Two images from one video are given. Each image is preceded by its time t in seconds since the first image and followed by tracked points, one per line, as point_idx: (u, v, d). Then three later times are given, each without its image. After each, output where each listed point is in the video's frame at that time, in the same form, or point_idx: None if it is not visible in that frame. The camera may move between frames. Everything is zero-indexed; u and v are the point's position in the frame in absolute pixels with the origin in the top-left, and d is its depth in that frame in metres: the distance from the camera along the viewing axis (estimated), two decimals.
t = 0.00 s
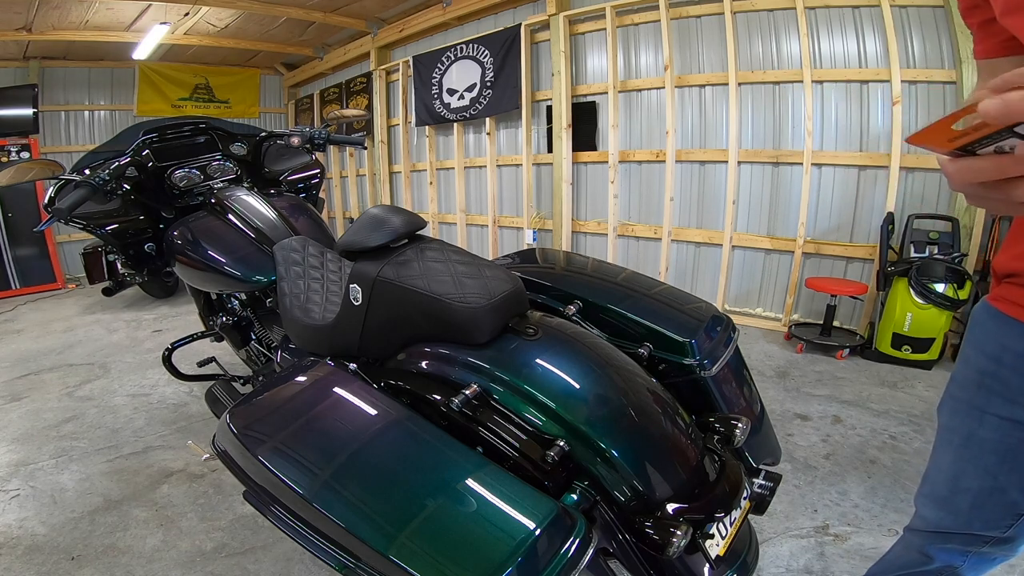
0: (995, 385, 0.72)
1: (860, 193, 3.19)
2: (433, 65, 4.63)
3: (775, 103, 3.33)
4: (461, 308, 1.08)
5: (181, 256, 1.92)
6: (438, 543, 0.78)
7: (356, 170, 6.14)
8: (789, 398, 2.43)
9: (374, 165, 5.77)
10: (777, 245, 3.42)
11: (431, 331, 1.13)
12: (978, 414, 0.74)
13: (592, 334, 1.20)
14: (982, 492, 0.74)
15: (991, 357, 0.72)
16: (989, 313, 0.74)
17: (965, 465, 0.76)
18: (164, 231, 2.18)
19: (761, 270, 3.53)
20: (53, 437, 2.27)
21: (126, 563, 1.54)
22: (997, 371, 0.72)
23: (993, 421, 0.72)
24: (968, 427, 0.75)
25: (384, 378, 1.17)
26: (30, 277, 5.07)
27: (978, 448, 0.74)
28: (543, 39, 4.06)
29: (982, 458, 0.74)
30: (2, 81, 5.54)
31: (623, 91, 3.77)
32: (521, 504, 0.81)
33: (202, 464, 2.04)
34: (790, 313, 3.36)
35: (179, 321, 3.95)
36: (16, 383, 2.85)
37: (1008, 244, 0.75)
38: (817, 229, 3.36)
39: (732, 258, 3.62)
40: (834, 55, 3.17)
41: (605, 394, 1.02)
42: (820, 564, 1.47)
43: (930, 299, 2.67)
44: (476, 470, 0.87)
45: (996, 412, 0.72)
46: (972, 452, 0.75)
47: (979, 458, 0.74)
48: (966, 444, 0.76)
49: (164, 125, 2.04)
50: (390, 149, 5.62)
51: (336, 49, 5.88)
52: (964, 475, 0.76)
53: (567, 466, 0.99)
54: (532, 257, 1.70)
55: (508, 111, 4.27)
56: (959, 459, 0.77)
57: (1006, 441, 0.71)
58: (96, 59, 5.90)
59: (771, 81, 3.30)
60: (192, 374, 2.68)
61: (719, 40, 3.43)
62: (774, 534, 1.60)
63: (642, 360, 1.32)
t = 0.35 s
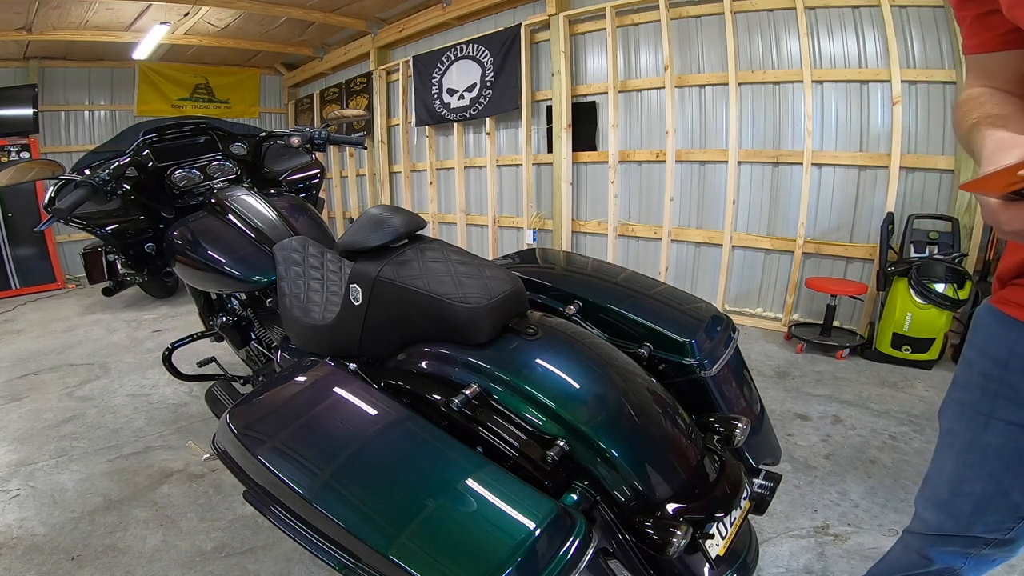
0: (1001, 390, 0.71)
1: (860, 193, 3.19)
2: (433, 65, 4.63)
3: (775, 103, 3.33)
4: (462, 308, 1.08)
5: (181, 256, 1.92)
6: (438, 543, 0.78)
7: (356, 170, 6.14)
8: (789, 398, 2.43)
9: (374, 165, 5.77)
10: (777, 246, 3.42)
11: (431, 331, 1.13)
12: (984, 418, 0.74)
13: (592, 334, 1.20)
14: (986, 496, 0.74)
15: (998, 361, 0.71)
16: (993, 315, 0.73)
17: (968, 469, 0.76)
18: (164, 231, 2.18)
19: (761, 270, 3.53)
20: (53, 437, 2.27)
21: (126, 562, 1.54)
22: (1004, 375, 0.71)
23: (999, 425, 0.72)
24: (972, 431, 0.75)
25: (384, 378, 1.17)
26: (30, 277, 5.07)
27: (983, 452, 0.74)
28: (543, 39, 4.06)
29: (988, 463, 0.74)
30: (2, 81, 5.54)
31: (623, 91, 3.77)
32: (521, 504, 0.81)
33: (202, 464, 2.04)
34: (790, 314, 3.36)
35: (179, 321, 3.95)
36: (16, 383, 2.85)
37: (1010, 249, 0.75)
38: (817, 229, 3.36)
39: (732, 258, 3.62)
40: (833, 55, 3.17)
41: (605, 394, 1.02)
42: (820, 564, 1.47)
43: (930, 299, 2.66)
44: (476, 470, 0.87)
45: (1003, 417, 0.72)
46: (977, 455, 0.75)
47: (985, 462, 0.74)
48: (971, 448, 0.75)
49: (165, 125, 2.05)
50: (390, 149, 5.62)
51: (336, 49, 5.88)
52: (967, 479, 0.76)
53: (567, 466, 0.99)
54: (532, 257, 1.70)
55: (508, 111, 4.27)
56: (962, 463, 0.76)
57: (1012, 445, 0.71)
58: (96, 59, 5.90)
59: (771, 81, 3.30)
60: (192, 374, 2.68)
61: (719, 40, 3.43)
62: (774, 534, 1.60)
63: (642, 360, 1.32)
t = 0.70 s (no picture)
0: (1001, 390, 0.71)
1: (861, 193, 3.19)
2: (433, 65, 4.63)
3: (775, 102, 3.33)
4: (461, 308, 1.08)
5: (181, 256, 1.92)
6: (438, 543, 0.78)
7: (356, 170, 6.14)
8: (789, 398, 2.43)
9: (374, 165, 5.77)
10: (777, 246, 3.42)
11: (431, 331, 1.13)
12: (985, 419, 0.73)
13: (592, 334, 1.20)
14: (985, 497, 0.74)
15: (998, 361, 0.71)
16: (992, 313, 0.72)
17: (968, 469, 0.76)
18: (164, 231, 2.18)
19: (761, 270, 3.53)
20: (53, 437, 2.27)
21: (126, 562, 1.54)
22: (1004, 376, 0.70)
23: (999, 426, 0.72)
24: (973, 432, 0.75)
25: (384, 378, 1.17)
26: (30, 277, 5.07)
27: (983, 452, 0.74)
28: (543, 39, 4.06)
29: (989, 463, 0.74)
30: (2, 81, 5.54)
31: (623, 91, 3.77)
32: (521, 504, 0.81)
33: (202, 464, 2.04)
34: (790, 314, 3.36)
35: (179, 321, 3.95)
36: (16, 383, 2.85)
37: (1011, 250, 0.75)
38: (817, 229, 3.36)
39: (732, 258, 3.62)
40: (834, 55, 3.17)
41: (605, 395, 1.02)
42: (820, 564, 1.47)
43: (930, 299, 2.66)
44: (476, 470, 0.87)
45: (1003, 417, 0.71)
46: (977, 455, 0.75)
47: (985, 463, 0.74)
48: (972, 448, 0.75)
49: (164, 125, 2.05)
50: (390, 149, 5.62)
51: (336, 49, 5.88)
52: (967, 479, 0.76)
53: (568, 466, 0.99)
54: (532, 257, 1.70)
55: (508, 111, 4.27)
56: (963, 463, 0.76)
57: (1013, 445, 0.71)
58: (96, 59, 5.90)
59: (771, 81, 3.30)
60: (192, 375, 2.68)
61: (719, 40, 3.43)
62: (774, 534, 1.60)
63: (642, 360, 1.32)
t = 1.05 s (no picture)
0: (1003, 390, 0.70)
1: (861, 193, 3.19)
2: (433, 65, 4.62)
3: (775, 103, 3.33)
4: (461, 308, 1.08)
5: (181, 256, 1.92)
6: (439, 542, 0.78)
7: (356, 170, 6.14)
8: (789, 398, 2.43)
9: (374, 165, 5.77)
10: (777, 245, 3.42)
11: (431, 331, 1.13)
12: (987, 418, 0.73)
13: (592, 334, 1.20)
14: (985, 497, 0.74)
15: (1000, 361, 0.70)
16: (995, 313, 0.72)
17: (968, 469, 0.76)
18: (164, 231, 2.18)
19: (761, 270, 3.53)
20: (53, 437, 2.27)
21: (126, 562, 1.54)
22: (1006, 376, 0.70)
23: (1000, 426, 0.72)
24: (974, 432, 0.75)
25: (384, 378, 1.17)
26: (30, 277, 5.07)
27: (984, 452, 0.74)
28: (543, 39, 4.06)
29: (989, 464, 0.73)
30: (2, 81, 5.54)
31: (623, 91, 3.77)
32: (521, 503, 0.81)
33: (202, 464, 2.04)
34: (790, 314, 3.36)
35: (179, 321, 3.95)
36: (16, 383, 2.85)
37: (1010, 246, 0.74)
38: (817, 229, 3.36)
39: (732, 258, 3.62)
40: (834, 55, 3.17)
41: (605, 395, 1.02)
42: (820, 564, 1.47)
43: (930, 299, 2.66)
44: (476, 470, 0.87)
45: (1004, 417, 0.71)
46: (978, 456, 0.74)
47: (986, 463, 0.74)
48: (972, 448, 0.75)
49: (165, 125, 2.05)
50: (390, 149, 5.62)
51: (336, 49, 5.88)
52: (967, 480, 0.76)
53: (568, 466, 1.00)
54: (532, 257, 1.70)
55: (508, 111, 4.27)
56: (963, 464, 0.76)
57: (1014, 446, 0.71)
58: (96, 59, 5.90)
59: (771, 81, 3.30)
60: (192, 375, 2.68)
61: (719, 40, 3.43)
62: (774, 534, 1.60)
63: (642, 361, 1.32)
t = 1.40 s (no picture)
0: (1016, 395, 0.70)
1: (861, 193, 3.19)
2: (433, 65, 4.62)
3: (774, 102, 3.33)
4: (461, 308, 1.08)
5: (181, 256, 1.92)
6: (438, 543, 0.78)
7: (356, 170, 6.14)
8: (789, 398, 2.43)
9: (374, 165, 5.78)
10: (777, 245, 3.42)
11: (431, 331, 1.13)
12: (999, 423, 0.73)
13: (592, 334, 1.20)
14: (993, 501, 0.74)
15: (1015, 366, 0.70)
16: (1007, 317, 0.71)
17: (976, 473, 0.75)
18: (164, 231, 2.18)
19: (761, 270, 3.53)
20: (53, 437, 2.27)
21: (126, 562, 1.54)
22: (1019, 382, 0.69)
23: (1012, 431, 0.71)
24: (984, 436, 0.74)
25: (384, 378, 1.17)
26: (30, 277, 5.07)
27: (993, 457, 0.74)
28: (543, 39, 4.06)
29: (998, 469, 0.73)
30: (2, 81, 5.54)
31: (623, 91, 3.77)
32: (521, 503, 0.81)
33: (202, 464, 2.04)
34: (790, 314, 3.37)
35: (179, 321, 3.95)
36: (16, 383, 2.85)
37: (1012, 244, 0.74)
38: (817, 229, 3.36)
39: (732, 258, 3.62)
40: (834, 55, 3.17)
41: (605, 395, 1.02)
42: (820, 564, 1.47)
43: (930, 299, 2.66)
44: (476, 470, 0.87)
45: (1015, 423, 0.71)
46: (986, 461, 0.74)
47: (996, 468, 0.74)
48: (982, 453, 0.75)
49: (165, 125, 2.05)
50: (390, 149, 5.62)
51: (335, 49, 5.88)
52: (975, 484, 0.76)
53: (567, 466, 0.99)
54: (532, 257, 1.70)
55: (508, 111, 4.27)
56: (972, 469, 0.76)
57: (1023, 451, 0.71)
58: (96, 59, 5.90)
59: (771, 81, 3.30)
60: (192, 375, 2.68)
61: (719, 40, 3.43)
62: (774, 534, 1.60)
63: (642, 360, 1.32)
